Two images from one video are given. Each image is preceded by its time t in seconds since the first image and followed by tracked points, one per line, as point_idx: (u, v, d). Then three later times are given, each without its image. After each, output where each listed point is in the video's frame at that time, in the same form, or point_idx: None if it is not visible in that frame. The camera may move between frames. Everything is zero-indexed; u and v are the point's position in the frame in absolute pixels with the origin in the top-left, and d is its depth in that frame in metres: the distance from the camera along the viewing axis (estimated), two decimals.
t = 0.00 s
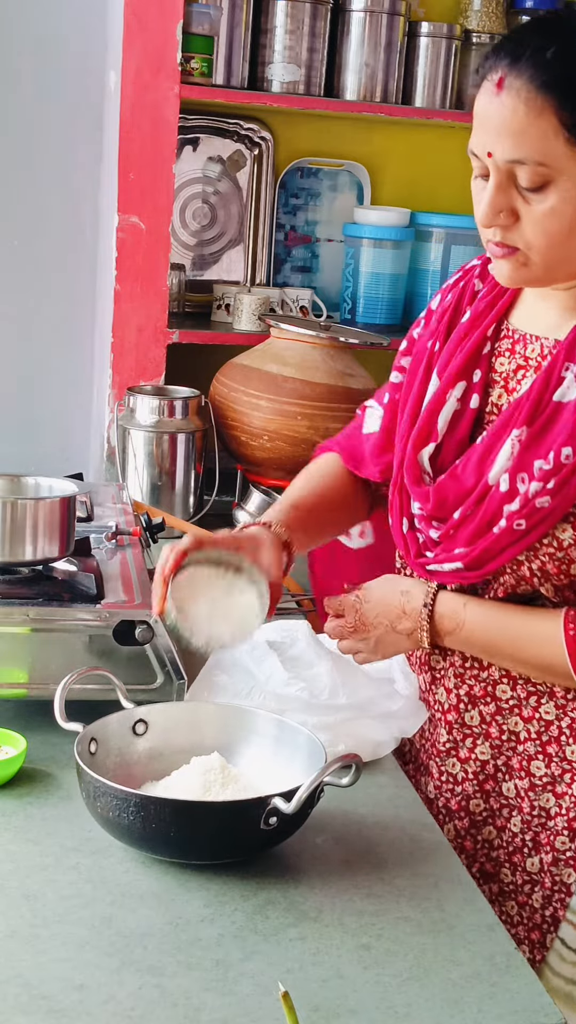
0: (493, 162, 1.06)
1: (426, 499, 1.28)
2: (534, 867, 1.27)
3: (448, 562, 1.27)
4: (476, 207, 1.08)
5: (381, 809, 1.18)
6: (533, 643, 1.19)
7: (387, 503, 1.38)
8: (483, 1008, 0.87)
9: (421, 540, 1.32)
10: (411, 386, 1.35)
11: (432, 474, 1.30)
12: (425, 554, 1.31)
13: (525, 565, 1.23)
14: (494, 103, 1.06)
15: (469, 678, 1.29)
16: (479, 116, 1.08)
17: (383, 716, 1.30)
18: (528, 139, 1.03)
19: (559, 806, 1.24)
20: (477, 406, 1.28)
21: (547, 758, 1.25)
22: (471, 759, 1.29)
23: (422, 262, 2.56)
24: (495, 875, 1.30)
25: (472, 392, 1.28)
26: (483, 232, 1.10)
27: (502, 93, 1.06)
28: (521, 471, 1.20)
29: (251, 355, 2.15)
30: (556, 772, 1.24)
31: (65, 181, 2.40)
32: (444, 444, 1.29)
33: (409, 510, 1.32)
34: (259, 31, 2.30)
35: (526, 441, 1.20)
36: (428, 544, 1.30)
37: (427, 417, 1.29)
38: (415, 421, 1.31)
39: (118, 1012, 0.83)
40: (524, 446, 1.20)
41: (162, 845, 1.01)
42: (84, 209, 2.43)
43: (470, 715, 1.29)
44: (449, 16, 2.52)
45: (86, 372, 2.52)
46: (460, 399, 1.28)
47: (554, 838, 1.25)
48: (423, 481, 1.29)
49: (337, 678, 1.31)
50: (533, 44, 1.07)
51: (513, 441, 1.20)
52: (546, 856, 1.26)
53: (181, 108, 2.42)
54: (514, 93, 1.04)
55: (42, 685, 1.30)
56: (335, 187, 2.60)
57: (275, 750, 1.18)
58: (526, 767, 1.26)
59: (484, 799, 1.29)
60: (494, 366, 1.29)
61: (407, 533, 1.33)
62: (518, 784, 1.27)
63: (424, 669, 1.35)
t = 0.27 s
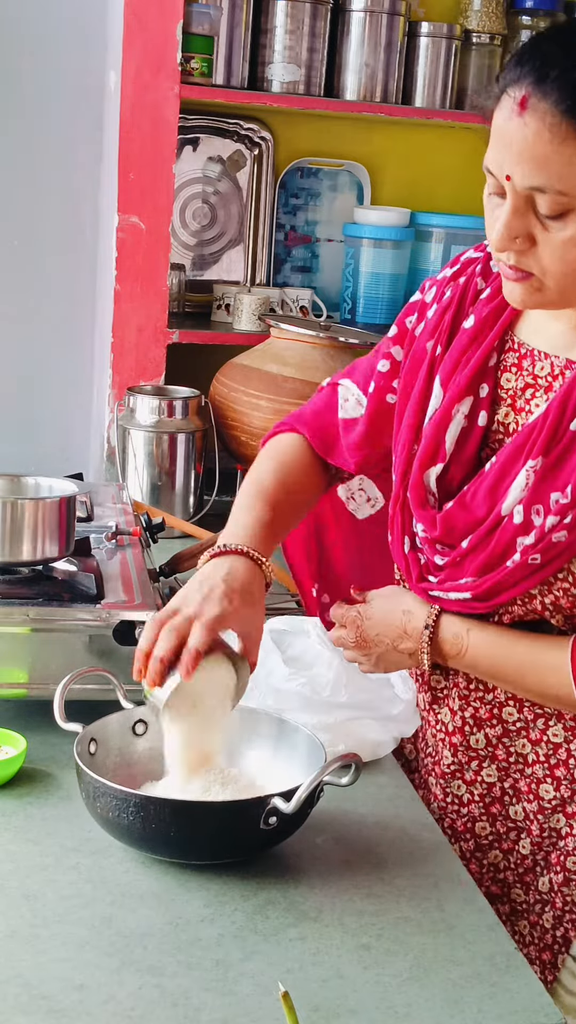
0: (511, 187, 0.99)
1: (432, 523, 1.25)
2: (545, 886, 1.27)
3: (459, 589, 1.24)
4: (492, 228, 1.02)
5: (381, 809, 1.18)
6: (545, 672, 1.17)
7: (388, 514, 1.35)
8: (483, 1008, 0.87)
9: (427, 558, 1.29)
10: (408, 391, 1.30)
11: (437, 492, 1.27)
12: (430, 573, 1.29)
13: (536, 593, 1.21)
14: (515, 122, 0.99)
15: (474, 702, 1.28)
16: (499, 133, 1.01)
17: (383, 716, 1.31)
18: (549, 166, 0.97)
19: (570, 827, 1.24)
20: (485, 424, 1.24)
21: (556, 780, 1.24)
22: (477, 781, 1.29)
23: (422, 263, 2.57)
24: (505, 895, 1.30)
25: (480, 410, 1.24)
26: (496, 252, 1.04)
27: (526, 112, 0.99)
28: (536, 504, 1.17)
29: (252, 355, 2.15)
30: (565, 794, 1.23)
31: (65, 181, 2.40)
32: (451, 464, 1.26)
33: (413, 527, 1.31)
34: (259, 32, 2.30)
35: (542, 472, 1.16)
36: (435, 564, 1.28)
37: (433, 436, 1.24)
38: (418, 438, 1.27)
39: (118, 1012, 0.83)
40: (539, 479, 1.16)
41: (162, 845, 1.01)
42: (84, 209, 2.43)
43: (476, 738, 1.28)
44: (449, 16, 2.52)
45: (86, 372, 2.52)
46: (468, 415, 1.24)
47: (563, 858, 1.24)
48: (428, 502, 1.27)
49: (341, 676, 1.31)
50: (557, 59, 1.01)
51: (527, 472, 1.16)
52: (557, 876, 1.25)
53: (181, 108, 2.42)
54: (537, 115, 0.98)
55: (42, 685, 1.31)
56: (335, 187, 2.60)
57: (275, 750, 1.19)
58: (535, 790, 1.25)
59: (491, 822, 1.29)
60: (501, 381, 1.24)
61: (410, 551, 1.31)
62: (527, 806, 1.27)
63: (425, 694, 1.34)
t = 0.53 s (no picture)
0: (530, 205, 0.99)
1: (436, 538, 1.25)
2: (542, 901, 1.28)
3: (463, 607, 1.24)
4: (509, 246, 1.01)
5: (381, 809, 1.18)
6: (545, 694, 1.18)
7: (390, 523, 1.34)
8: (483, 1008, 0.87)
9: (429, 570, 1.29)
10: (416, 394, 1.30)
11: (442, 505, 1.27)
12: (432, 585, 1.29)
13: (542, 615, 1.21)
14: (537, 142, 0.99)
15: (470, 716, 1.28)
16: (519, 149, 1.01)
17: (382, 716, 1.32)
18: (569, 189, 0.97)
19: (566, 843, 1.25)
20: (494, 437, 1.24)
21: (551, 797, 1.24)
22: (471, 797, 1.29)
23: (422, 262, 2.57)
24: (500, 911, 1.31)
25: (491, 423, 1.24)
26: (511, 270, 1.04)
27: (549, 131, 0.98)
28: (543, 528, 1.17)
29: (251, 355, 2.15)
30: (560, 812, 1.23)
31: (65, 181, 2.40)
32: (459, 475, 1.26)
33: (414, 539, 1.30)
34: (259, 32, 2.30)
35: (550, 496, 1.16)
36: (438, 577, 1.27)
37: (442, 449, 1.24)
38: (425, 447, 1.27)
39: (118, 1012, 0.83)
40: (547, 503, 1.16)
41: (161, 845, 1.01)
42: (84, 209, 2.43)
43: (471, 752, 1.28)
44: (449, 16, 2.52)
45: (86, 372, 2.52)
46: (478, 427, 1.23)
47: (560, 874, 1.26)
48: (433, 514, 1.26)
49: (340, 676, 1.34)
50: None
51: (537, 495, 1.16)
52: (553, 890, 1.27)
53: (181, 108, 2.42)
54: (559, 136, 0.97)
55: (42, 685, 1.31)
56: (335, 187, 2.60)
57: (275, 751, 1.18)
58: (530, 807, 1.25)
59: (484, 839, 1.29)
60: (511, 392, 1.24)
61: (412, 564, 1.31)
62: (521, 824, 1.26)
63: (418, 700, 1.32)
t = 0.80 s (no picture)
0: (528, 210, 0.99)
1: (436, 538, 1.25)
2: (540, 910, 1.26)
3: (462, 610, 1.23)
4: (508, 249, 1.01)
5: (381, 809, 1.19)
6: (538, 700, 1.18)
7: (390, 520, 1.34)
8: (483, 1008, 0.87)
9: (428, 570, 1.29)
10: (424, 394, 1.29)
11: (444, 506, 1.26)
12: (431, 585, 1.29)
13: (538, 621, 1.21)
14: (534, 146, 0.98)
15: (467, 720, 1.27)
16: (518, 152, 1.01)
17: (382, 715, 1.32)
18: (566, 194, 0.96)
19: (563, 851, 1.24)
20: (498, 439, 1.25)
21: (548, 806, 1.24)
22: (466, 804, 1.28)
23: (422, 262, 2.57)
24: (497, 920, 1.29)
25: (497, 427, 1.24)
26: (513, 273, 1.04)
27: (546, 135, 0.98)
28: (542, 535, 1.17)
29: (252, 355, 2.15)
30: (557, 821, 1.23)
31: (65, 181, 2.40)
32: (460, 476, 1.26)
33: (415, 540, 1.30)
34: (259, 31, 2.30)
35: (549, 503, 1.16)
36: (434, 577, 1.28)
37: (447, 450, 1.23)
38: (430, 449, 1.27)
39: (118, 1012, 0.83)
40: (545, 510, 1.16)
41: (161, 845, 1.01)
42: (84, 209, 2.43)
43: (467, 759, 1.27)
44: (449, 16, 2.52)
45: (86, 372, 2.52)
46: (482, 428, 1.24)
47: (558, 883, 1.24)
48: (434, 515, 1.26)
49: (340, 676, 1.35)
50: None
51: (535, 502, 1.16)
52: (551, 899, 1.25)
53: (181, 108, 2.42)
54: (556, 140, 0.97)
55: (42, 686, 1.31)
56: (335, 187, 2.60)
57: (276, 751, 1.18)
58: (526, 816, 1.25)
59: (480, 846, 1.28)
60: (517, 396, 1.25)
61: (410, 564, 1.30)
62: (517, 832, 1.26)
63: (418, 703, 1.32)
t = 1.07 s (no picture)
0: (498, 194, 0.96)
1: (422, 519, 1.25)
2: (531, 909, 1.23)
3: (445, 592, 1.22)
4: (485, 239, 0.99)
5: (381, 809, 1.18)
6: (511, 678, 1.15)
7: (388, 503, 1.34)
8: (483, 1008, 0.87)
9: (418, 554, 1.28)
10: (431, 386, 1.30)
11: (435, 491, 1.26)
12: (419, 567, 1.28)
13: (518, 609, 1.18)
14: (499, 131, 0.96)
15: (461, 710, 1.25)
16: (488, 140, 0.98)
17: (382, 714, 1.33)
18: (529, 174, 0.93)
19: (553, 848, 1.21)
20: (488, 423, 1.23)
21: (537, 802, 1.21)
22: (459, 796, 1.26)
23: (422, 262, 2.56)
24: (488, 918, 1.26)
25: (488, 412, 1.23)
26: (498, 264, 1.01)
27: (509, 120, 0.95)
28: (516, 517, 1.15)
29: (251, 355, 2.15)
30: (546, 816, 1.20)
31: (65, 181, 2.40)
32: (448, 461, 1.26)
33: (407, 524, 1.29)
34: (259, 31, 2.30)
35: (525, 486, 1.14)
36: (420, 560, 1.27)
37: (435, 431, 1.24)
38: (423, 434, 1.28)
39: (117, 1012, 0.83)
40: (521, 492, 1.15)
41: (161, 845, 1.00)
42: (84, 209, 2.43)
43: (460, 750, 1.25)
44: (449, 16, 2.52)
45: (86, 372, 2.52)
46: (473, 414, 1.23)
47: (548, 881, 1.22)
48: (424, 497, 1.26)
49: (340, 676, 1.34)
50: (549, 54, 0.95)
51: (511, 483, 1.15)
52: (541, 898, 1.22)
53: (181, 108, 2.42)
54: (518, 121, 0.94)
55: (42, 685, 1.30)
56: (335, 187, 2.60)
57: (275, 750, 1.18)
58: (517, 811, 1.22)
59: (471, 841, 1.26)
60: (513, 384, 1.24)
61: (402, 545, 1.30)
62: (508, 827, 1.23)
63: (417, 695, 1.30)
